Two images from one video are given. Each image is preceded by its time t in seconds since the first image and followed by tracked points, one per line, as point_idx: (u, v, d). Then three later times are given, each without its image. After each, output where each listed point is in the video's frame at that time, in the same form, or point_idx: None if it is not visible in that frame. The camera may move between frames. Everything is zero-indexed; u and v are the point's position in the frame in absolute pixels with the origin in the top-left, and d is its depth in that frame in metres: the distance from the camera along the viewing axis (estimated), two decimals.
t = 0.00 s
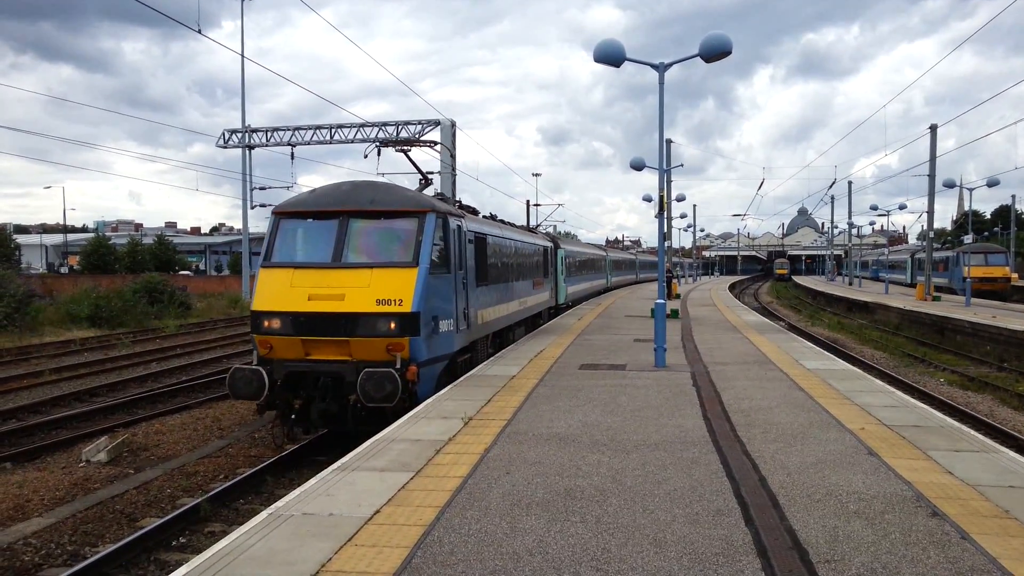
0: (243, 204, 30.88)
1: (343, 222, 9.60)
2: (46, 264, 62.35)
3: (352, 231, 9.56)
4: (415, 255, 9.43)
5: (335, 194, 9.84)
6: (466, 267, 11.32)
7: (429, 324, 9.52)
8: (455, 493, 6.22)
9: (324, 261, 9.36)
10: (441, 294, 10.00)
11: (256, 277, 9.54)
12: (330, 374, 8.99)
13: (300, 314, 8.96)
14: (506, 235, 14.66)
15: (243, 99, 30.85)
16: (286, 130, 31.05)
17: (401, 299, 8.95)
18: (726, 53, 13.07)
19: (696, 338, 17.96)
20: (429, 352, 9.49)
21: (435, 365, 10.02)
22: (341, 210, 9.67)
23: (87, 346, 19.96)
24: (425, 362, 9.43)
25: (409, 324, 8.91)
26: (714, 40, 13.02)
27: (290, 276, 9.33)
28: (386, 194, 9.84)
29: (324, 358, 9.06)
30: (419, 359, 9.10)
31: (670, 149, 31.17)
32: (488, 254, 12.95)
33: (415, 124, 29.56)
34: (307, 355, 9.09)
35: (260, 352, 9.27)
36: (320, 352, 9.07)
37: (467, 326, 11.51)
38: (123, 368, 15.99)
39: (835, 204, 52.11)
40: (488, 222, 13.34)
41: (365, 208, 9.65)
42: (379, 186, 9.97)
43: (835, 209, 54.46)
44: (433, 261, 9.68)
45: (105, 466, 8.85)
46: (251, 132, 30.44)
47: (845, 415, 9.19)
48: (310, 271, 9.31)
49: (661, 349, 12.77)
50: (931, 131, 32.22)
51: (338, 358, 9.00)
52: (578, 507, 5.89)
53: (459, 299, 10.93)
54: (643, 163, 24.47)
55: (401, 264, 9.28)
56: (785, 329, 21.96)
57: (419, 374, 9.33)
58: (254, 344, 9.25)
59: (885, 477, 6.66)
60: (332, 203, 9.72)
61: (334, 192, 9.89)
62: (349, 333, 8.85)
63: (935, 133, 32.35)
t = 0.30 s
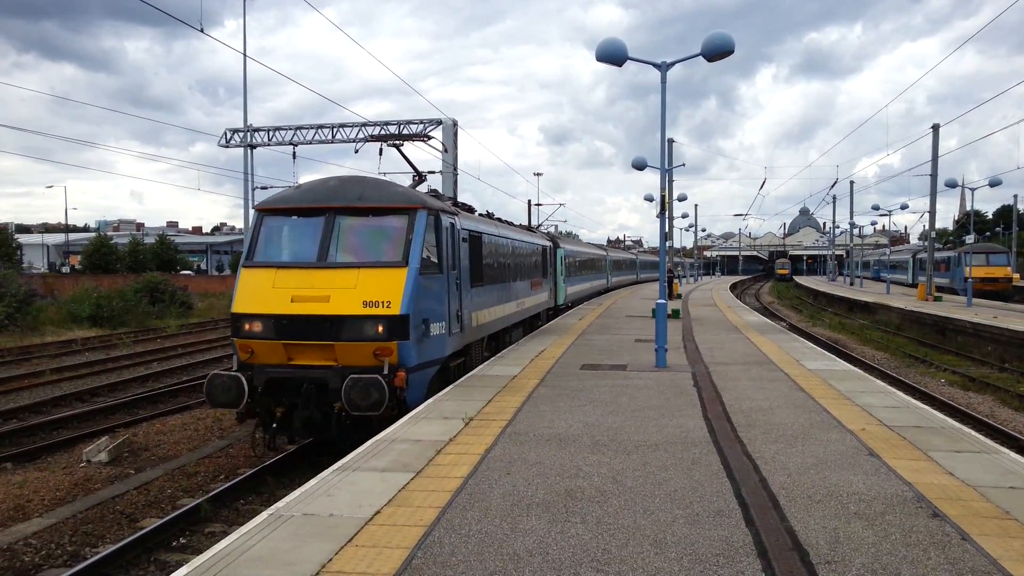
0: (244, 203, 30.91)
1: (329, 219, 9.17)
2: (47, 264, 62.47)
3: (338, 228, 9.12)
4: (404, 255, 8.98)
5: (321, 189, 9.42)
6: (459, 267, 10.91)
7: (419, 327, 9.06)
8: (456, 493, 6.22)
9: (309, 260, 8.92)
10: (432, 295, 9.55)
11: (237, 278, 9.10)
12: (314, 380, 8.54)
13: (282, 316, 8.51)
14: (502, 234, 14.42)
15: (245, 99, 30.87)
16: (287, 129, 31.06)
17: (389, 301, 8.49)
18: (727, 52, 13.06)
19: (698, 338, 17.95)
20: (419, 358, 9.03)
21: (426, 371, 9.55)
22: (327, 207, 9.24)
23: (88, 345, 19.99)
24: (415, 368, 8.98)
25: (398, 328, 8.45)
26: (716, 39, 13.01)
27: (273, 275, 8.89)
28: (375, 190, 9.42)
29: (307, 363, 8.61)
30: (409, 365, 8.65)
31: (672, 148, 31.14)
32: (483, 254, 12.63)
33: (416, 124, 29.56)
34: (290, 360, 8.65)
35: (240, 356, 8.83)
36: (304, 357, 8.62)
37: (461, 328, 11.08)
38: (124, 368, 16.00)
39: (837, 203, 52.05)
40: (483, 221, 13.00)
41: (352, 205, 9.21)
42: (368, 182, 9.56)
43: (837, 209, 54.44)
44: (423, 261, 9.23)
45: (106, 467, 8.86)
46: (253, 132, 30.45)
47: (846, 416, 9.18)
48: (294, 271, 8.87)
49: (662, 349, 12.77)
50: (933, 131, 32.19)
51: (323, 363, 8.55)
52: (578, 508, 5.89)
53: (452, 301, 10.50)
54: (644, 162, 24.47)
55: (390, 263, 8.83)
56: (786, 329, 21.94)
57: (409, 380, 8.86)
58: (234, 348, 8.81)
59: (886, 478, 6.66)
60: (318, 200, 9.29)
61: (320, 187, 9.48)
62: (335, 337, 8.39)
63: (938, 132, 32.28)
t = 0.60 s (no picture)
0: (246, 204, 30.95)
1: (313, 217, 8.69)
2: (50, 263, 62.59)
3: (324, 227, 8.65)
4: (392, 254, 8.50)
5: (305, 186, 8.95)
6: (452, 268, 10.44)
7: (409, 331, 8.57)
8: (457, 493, 6.22)
9: (292, 260, 8.46)
10: (423, 297, 9.07)
11: (217, 279, 8.64)
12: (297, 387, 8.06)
13: (263, 319, 8.05)
14: (499, 234, 14.12)
15: (247, 99, 30.91)
16: (289, 130, 31.09)
17: (376, 303, 8.00)
18: (730, 53, 13.06)
19: (699, 339, 17.94)
20: (409, 363, 8.54)
21: (417, 377, 9.06)
22: (311, 204, 8.76)
23: (90, 345, 20.01)
24: (405, 373, 8.50)
25: (385, 331, 7.96)
26: (718, 40, 13.01)
27: (254, 276, 8.42)
28: (363, 186, 8.95)
29: (289, 369, 8.13)
30: (397, 371, 8.15)
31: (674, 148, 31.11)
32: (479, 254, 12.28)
33: (418, 124, 29.59)
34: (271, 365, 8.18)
35: (220, 362, 8.38)
36: (285, 363, 8.15)
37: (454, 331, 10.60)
38: (126, 368, 16.01)
39: (839, 204, 52.02)
40: (478, 219, 12.60)
41: (338, 202, 8.74)
42: (355, 178, 9.09)
43: (840, 210, 54.36)
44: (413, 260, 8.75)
45: (108, 466, 8.88)
46: (255, 132, 30.48)
47: (848, 416, 9.17)
48: (276, 272, 8.40)
49: (664, 350, 12.75)
50: (936, 131, 32.13)
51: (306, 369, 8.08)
52: (580, 508, 5.90)
53: (444, 303, 10.03)
54: (646, 163, 24.47)
55: (377, 263, 8.35)
56: (789, 329, 21.92)
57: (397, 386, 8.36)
58: (213, 353, 8.36)
59: (888, 479, 6.65)
60: (302, 197, 8.82)
61: (305, 184, 9.01)
62: (318, 342, 7.90)
63: (940, 133, 32.24)
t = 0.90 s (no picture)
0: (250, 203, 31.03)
1: (296, 213, 8.11)
2: (54, 263, 62.80)
3: (307, 223, 8.07)
4: (379, 252, 7.93)
5: (288, 180, 8.37)
6: (444, 267, 9.90)
7: (397, 335, 8.02)
8: (460, 491, 6.24)
9: (273, 259, 7.89)
10: (413, 298, 8.51)
11: (192, 279, 8.05)
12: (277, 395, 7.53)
13: (241, 322, 7.48)
14: (497, 232, 13.75)
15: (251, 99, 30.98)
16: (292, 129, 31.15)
17: (361, 304, 7.45)
18: (732, 51, 13.03)
19: (703, 337, 17.93)
20: (397, 369, 7.99)
21: (406, 383, 8.51)
22: (294, 199, 8.18)
23: (94, 344, 20.07)
24: (392, 380, 7.95)
25: (371, 335, 7.42)
26: (721, 38, 12.98)
27: (231, 276, 7.85)
28: (349, 179, 8.38)
29: (268, 375, 7.60)
30: (384, 378, 7.63)
31: (677, 147, 31.04)
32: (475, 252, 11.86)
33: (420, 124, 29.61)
34: (250, 371, 7.64)
35: (195, 367, 7.82)
36: (265, 369, 7.60)
37: (446, 334, 10.05)
38: (130, 367, 16.08)
39: (842, 203, 51.90)
40: (474, 216, 12.14)
41: (322, 197, 8.17)
42: (341, 171, 8.52)
43: (843, 209, 54.24)
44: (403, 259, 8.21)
45: (112, 465, 8.90)
46: (258, 132, 30.54)
47: (851, 415, 9.16)
48: (254, 271, 7.83)
49: (667, 349, 12.74)
50: (940, 129, 32.04)
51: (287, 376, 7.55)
52: (582, 507, 5.89)
53: (436, 304, 9.49)
54: (649, 161, 24.46)
55: (363, 262, 7.79)
56: (792, 328, 21.88)
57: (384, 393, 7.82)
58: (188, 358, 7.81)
59: (891, 477, 6.64)
60: (284, 191, 8.24)
61: (287, 177, 8.43)
62: (299, 346, 7.36)
63: (943, 131, 32.15)
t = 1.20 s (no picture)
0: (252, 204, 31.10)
1: (275, 211, 7.61)
2: (56, 264, 62.94)
3: (287, 221, 7.56)
4: (363, 252, 7.43)
5: (267, 175, 7.86)
6: (435, 267, 9.39)
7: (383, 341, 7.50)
8: (463, 492, 6.25)
9: (251, 259, 7.38)
10: (401, 301, 7.99)
11: (163, 282, 7.54)
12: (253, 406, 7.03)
13: (213, 327, 6.97)
14: (492, 231, 13.37)
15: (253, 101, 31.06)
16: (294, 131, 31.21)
17: (343, 308, 6.94)
18: (733, 53, 13.05)
19: (704, 338, 17.95)
20: (384, 378, 7.48)
21: (394, 392, 7.99)
22: (273, 196, 7.68)
23: (97, 346, 20.14)
24: (379, 389, 7.44)
25: (354, 342, 6.92)
26: (723, 40, 13.00)
27: (204, 279, 7.34)
28: (332, 175, 7.88)
29: (244, 384, 7.11)
30: (368, 387, 7.13)
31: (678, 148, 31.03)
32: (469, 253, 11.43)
33: (422, 126, 29.67)
34: (224, 380, 7.17)
35: (166, 376, 7.32)
36: (239, 377, 7.11)
37: (438, 339, 9.54)
38: (134, 368, 16.13)
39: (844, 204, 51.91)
40: (468, 215, 11.69)
41: (303, 193, 7.66)
42: (324, 165, 8.02)
43: (844, 210, 54.24)
44: (389, 259, 7.70)
45: (116, 465, 8.93)
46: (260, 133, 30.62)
47: (853, 415, 9.17)
48: (229, 273, 7.32)
49: (669, 350, 12.75)
50: (941, 129, 32.05)
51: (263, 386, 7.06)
52: (585, 506, 5.91)
53: (427, 308, 8.97)
54: (650, 163, 24.50)
55: (346, 263, 7.28)
56: (793, 329, 21.89)
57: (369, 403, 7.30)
58: (159, 366, 7.31)
59: (893, 477, 6.65)
60: (262, 187, 7.73)
61: (266, 172, 7.92)
62: (276, 353, 6.87)
63: (945, 132, 32.16)
